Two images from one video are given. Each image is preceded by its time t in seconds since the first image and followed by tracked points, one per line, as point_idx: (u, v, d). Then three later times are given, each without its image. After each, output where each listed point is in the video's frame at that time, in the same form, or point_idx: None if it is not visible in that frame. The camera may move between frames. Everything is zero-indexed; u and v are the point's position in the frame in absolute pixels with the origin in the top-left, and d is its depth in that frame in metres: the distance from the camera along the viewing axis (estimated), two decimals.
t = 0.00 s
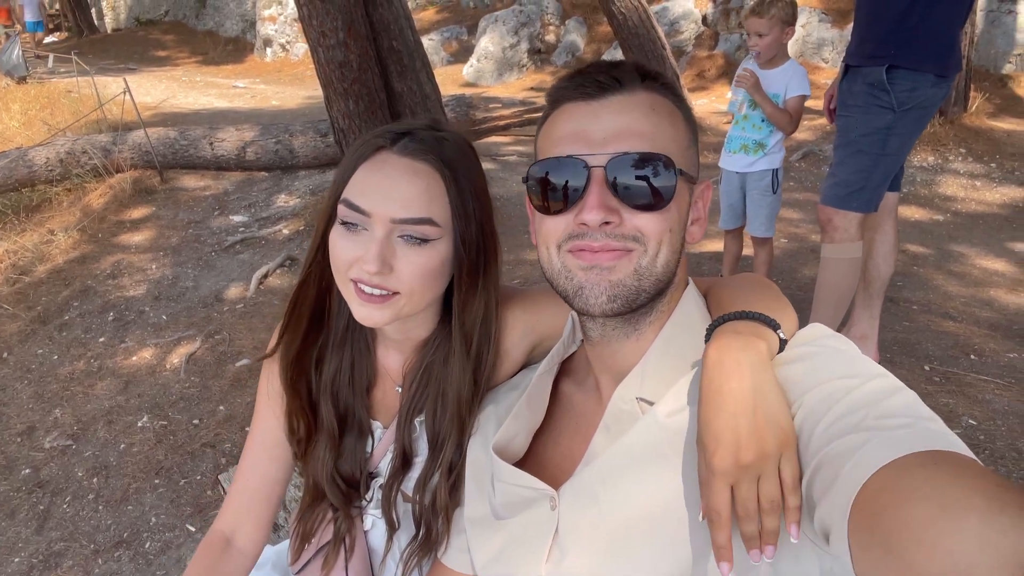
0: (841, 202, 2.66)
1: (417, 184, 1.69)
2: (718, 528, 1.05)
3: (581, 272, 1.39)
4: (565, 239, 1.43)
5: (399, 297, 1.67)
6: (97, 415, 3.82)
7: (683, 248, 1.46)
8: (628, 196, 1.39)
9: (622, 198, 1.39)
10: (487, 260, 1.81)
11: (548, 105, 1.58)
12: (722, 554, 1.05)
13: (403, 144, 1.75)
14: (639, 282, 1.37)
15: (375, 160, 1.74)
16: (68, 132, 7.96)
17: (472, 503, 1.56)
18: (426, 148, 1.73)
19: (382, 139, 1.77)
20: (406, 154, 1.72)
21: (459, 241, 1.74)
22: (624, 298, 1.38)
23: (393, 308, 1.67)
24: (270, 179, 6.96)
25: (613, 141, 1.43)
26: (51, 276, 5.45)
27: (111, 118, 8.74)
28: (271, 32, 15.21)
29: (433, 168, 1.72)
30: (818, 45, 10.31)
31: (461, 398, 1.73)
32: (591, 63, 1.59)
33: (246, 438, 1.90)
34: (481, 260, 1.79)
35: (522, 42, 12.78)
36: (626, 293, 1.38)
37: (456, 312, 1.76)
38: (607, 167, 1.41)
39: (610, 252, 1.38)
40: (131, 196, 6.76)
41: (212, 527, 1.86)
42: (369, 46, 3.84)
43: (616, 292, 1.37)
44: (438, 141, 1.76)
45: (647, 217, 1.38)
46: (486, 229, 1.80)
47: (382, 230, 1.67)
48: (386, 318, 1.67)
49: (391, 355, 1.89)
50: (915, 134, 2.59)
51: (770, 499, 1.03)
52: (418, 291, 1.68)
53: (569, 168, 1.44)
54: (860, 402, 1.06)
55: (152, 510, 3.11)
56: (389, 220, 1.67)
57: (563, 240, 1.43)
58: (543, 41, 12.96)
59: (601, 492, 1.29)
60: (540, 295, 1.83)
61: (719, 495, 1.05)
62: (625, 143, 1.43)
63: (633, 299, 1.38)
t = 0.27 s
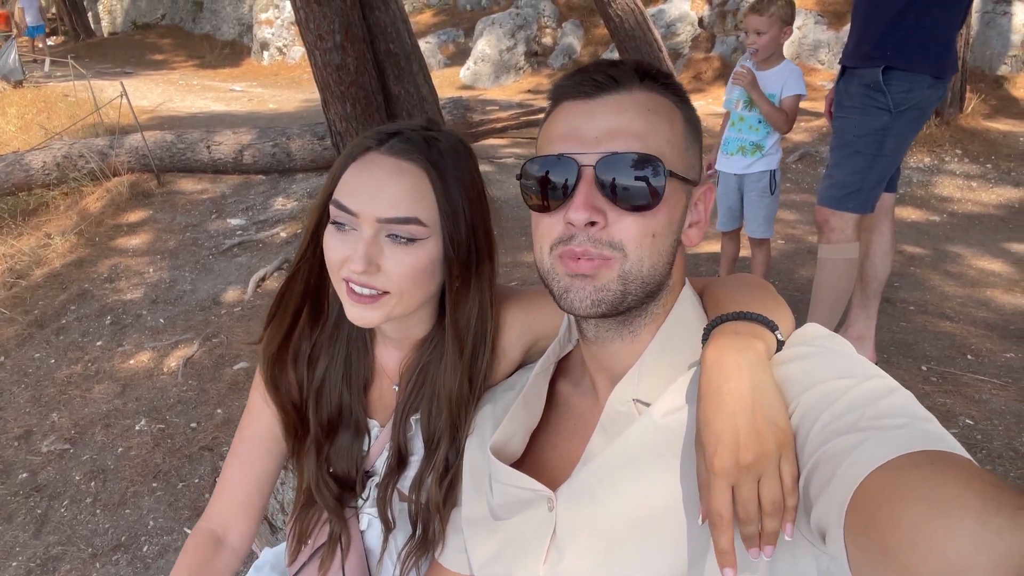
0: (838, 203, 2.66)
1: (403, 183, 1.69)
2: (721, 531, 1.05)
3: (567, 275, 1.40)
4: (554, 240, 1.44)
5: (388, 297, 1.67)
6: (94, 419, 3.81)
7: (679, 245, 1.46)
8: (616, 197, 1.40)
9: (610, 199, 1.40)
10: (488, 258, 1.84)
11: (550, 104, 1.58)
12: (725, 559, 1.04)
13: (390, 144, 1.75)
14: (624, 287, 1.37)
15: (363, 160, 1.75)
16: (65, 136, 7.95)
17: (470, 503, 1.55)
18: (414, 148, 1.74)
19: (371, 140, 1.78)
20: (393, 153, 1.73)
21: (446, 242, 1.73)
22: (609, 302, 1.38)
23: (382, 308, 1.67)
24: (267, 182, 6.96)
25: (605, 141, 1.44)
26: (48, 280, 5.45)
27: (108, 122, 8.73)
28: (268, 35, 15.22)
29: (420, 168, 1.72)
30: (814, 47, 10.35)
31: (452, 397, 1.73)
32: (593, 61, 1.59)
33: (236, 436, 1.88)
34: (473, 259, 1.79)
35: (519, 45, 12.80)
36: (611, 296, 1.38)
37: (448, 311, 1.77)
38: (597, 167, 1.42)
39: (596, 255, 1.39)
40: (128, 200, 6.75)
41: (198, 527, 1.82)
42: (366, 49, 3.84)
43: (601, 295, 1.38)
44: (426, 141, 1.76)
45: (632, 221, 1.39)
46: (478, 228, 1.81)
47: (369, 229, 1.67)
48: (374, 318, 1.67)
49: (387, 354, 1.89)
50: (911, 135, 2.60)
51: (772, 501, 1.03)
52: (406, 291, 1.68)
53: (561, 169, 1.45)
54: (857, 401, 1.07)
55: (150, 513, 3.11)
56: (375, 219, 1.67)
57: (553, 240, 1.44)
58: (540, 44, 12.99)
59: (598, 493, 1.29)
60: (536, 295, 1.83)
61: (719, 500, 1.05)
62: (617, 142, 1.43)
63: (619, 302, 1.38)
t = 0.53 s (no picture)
0: (837, 204, 2.67)
1: (404, 185, 1.69)
2: (723, 533, 1.05)
3: (576, 277, 1.40)
4: (563, 242, 1.43)
5: (386, 299, 1.67)
6: (94, 423, 3.81)
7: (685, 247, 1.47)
8: (624, 199, 1.40)
9: (618, 200, 1.40)
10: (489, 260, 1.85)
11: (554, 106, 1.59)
12: (727, 562, 1.04)
13: (390, 148, 1.76)
14: (634, 288, 1.37)
15: (363, 164, 1.76)
16: (63, 140, 7.96)
17: (472, 505, 1.56)
18: (414, 151, 1.74)
19: (371, 144, 1.79)
20: (394, 157, 1.74)
21: (446, 244, 1.73)
22: (619, 304, 1.38)
23: (381, 311, 1.67)
24: (266, 185, 6.96)
25: (613, 142, 1.44)
26: (47, 284, 5.44)
27: (107, 126, 8.73)
28: (266, 39, 15.23)
29: (421, 170, 1.72)
30: (811, 49, 10.38)
31: (453, 399, 1.73)
32: (598, 63, 1.60)
33: (240, 442, 1.86)
34: (473, 261, 1.79)
35: (517, 47, 12.82)
36: (621, 298, 1.38)
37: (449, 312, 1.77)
38: (606, 167, 1.42)
39: (604, 256, 1.38)
40: (127, 204, 6.75)
41: (208, 531, 1.80)
42: (365, 52, 3.85)
43: (611, 296, 1.38)
44: (426, 145, 1.77)
45: (643, 221, 1.39)
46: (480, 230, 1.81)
47: (369, 232, 1.67)
48: (376, 320, 1.67)
49: (388, 356, 1.90)
50: (911, 137, 2.60)
51: (775, 503, 1.04)
52: (406, 293, 1.68)
53: (570, 170, 1.45)
54: (858, 403, 1.07)
55: (150, 517, 3.10)
56: (376, 222, 1.67)
57: (561, 242, 1.44)
58: (538, 47, 13.01)
59: (601, 495, 1.29)
60: (539, 296, 1.83)
61: (722, 503, 1.05)
62: (627, 144, 1.43)
63: (629, 304, 1.39)
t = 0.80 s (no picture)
0: (834, 204, 2.68)
1: (402, 185, 1.70)
2: (723, 531, 1.05)
3: (583, 275, 1.39)
4: (569, 240, 1.44)
5: (387, 299, 1.67)
6: (93, 425, 3.81)
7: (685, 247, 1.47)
8: (630, 198, 1.41)
9: (626, 199, 1.41)
10: (486, 260, 1.86)
11: (553, 105, 1.59)
12: (727, 560, 1.04)
13: (387, 147, 1.76)
14: (642, 288, 1.37)
15: (361, 164, 1.76)
16: (62, 143, 7.96)
17: (471, 505, 1.56)
18: (412, 150, 1.75)
19: (368, 143, 1.79)
20: (391, 156, 1.74)
21: (444, 242, 1.74)
22: (627, 303, 1.38)
23: (382, 310, 1.67)
24: (264, 188, 6.97)
25: (620, 140, 1.44)
26: (46, 287, 5.44)
27: (106, 129, 8.74)
28: (265, 42, 15.24)
29: (418, 170, 1.73)
30: (809, 50, 10.40)
31: (452, 398, 1.74)
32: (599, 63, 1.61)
33: (239, 445, 1.86)
34: (470, 260, 1.80)
35: (516, 49, 12.84)
36: (629, 297, 1.38)
37: (447, 310, 1.77)
38: (615, 165, 1.42)
39: (613, 255, 1.39)
40: (126, 207, 6.76)
41: (208, 535, 1.80)
42: (364, 55, 3.85)
43: (620, 296, 1.38)
44: (423, 144, 1.78)
45: (652, 219, 1.39)
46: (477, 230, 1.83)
47: (368, 231, 1.67)
48: (378, 319, 1.67)
49: (387, 358, 1.90)
50: (907, 137, 2.61)
51: (774, 501, 1.04)
52: (407, 292, 1.68)
53: (578, 166, 1.44)
54: (855, 400, 1.07)
55: (150, 520, 3.10)
56: (375, 221, 1.67)
57: (568, 241, 1.44)
58: (536, 49, 13.04)
59: (599, 495, 1.29)
60: (537, 296, 1.84)
61: (721, 501, 1.06)
62: (634, 142, 1.44)
63: (636, 303, 1.39)
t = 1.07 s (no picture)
0: (830, 204, 2.69)
1: (394, 184, 1.70)
2: (720, 529, 1.05)
3: (584, 270, 1.39)
4: (569, 235, 1.44)
5: (384, 300, 1.68)
6: (92, 428, 3.81)
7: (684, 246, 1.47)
8: (631, 194, 1.41)
9: (628, 195, 1.42)
10: (481, 259, 1.86)
11: (556, 102, 1.60)
12: (723, 558, 1.05)
13: (379, 148, 1.77)
14: (643, 283, 1.37)
15: (354, 165, 1.77)
16: (60, 146, 7.96)
17: (469, 505, 1.56)
18: (403, 149, 1.75)
19: (360, 144, 1.80)
20: (383, 156, 1.75)
21: (439, 242, 1.74)
22: (627, 298, 1.38)
23: (379, 312, 1.68)
24: (263, 190, 6.97)
25: (622, 136, 1.45)
26: (45, 290, 5.44)
27: (104, 132, 8.74)
28: (263, 44, 15.25)
29: (411, 169, 1.74)
30: (806, 51, 10.42)
31: (449, 397, 1.74)
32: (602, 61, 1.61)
33: (237, 446, 1.86)
34: (465, 258, 1.80)
35: (514, 51, 12.85)
36: (629, 293, 1.38)
37: (444, 309, 1.77)
38: (617, 161, 1.43)
39: (613, 251, 1.39)
40: (124, 209, 6.76)
41: (205, 537, 1.80)
42: (361, 57, 3.86)
43: (620, 291, 1.38)
44: (415, 144, 1.78)
45: (653, 215, 1.39)
46: (472, 228, 1.83)
47: (363, 232, 1.68)
48: (375, 322, 1.68)
49: (383, 358, 1.90)
50: (902, 137, 2.62)
51: (771, 500, 1.04)
52: (403, 292, 1.69)
53: (579, 162, 1.46)
54: (850, 399, 1.08)
55: (149, 522, 3.10)
56: (369, 221, 1.68)
57: (567, 237, 1.44)
58: (534, 51, 13.06)
59: (597, 494, 1.30)
60: (534, 295, 1.84)
61: (718, 500, 1.06)
62: (635, 139, 1.45)
63: (636, 299, 1.39)
